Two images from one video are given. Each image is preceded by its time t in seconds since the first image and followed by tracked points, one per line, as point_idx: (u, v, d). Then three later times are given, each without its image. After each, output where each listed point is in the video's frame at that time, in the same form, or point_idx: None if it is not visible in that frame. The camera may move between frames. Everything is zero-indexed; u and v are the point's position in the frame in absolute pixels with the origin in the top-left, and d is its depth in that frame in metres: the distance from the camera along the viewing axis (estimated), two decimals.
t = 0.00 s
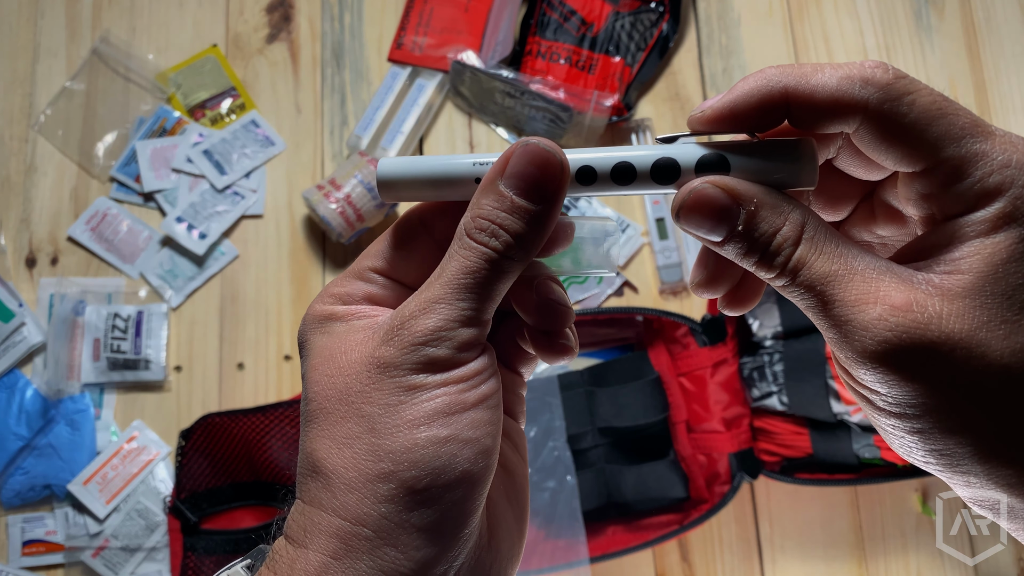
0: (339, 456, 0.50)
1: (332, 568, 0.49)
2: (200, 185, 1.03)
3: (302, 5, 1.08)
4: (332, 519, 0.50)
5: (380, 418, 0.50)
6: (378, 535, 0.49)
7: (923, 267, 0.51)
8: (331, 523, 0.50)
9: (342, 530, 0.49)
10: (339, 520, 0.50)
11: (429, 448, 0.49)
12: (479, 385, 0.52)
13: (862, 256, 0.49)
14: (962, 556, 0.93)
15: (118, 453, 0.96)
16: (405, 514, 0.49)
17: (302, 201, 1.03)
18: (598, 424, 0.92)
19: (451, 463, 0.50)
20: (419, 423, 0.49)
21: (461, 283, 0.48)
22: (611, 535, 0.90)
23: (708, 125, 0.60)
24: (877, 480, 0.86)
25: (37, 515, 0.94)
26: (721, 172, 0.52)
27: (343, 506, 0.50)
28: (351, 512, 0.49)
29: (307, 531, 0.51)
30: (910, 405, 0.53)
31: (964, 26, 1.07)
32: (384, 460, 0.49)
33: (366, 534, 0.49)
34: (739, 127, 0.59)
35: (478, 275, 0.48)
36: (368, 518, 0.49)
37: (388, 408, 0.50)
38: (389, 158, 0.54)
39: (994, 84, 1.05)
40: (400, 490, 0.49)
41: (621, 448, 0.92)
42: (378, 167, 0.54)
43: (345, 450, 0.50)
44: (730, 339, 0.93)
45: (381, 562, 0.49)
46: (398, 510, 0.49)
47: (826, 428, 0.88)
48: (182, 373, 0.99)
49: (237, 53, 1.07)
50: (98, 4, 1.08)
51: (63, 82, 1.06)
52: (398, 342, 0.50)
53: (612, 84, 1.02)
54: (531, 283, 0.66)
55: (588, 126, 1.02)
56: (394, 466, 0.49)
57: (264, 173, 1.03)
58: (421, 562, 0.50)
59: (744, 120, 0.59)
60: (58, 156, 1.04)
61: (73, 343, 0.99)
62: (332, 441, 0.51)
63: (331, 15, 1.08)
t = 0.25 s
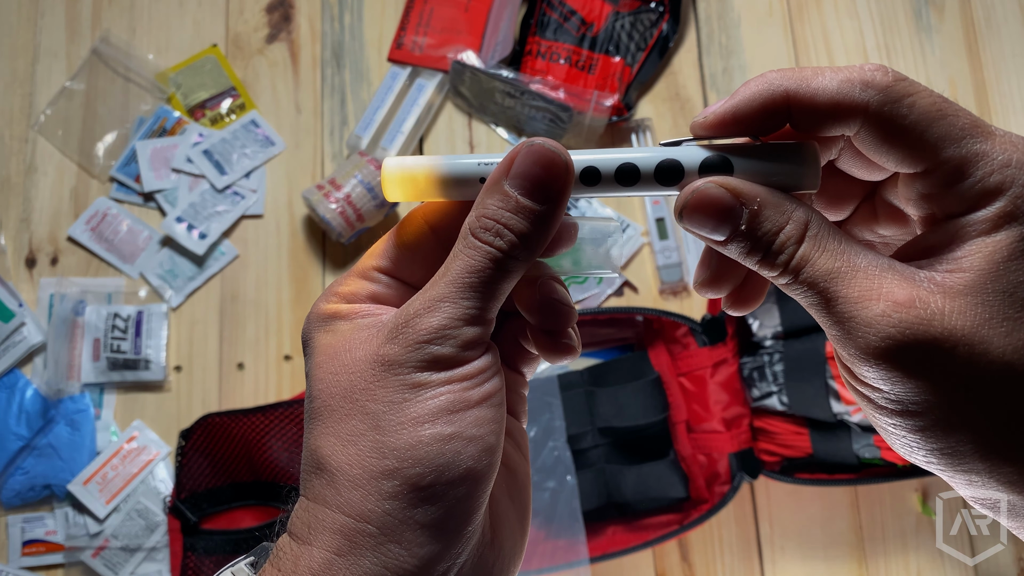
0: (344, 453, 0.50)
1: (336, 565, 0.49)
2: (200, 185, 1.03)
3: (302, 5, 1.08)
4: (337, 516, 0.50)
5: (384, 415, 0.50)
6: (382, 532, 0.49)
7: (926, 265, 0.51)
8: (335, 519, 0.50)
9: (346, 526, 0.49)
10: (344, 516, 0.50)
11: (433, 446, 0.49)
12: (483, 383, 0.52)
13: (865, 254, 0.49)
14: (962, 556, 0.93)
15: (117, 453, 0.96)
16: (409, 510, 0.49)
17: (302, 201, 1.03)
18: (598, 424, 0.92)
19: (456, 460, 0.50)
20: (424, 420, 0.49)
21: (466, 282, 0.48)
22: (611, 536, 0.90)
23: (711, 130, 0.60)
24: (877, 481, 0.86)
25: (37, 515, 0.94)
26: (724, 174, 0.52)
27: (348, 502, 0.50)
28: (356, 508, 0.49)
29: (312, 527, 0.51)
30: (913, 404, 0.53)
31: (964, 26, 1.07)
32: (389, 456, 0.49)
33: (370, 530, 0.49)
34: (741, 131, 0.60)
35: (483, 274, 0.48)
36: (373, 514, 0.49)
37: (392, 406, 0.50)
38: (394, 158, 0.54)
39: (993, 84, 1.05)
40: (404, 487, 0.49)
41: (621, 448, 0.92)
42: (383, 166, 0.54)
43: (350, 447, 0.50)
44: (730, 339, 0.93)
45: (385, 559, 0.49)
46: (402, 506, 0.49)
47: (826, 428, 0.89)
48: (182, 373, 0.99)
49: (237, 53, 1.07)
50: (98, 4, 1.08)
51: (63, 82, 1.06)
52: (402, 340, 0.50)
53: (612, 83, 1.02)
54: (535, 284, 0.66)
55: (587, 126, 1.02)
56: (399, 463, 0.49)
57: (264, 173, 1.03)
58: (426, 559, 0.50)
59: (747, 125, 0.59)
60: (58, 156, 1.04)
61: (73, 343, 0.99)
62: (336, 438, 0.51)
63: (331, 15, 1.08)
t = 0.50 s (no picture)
0: (346, 452, 0.50)
1: (339, 563, 0.49)
2: (200, 185, 1.03)
3: (302, 5, 1.08)
4: (339, 515, 0.50)
5: (387, 415, 0.50)
6: (384, 532, 0.49)
7: (927, 267, 0.51)
8: (337, 519, 0.50)
9: (348, 526, 0.49)
10: (346, 515, 0.49)
11: (435, 446, 0.49)
12: (485, 384, 0.52)
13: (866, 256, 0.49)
14: (962, 556, 0.93)
15: (117, 453, 0.96)
16: (411, 510, 0.49)
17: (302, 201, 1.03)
18: (598, 424, 0.92)
19: (457, 460, 0.49)
20: (425, 421, 0.49)
21: (468, 283, 0.48)
22: (611, 535, 0.90)
23: (714, 126, 0.60)
24: (877, 480, 0.86)
25: (37, 515, 0.94)
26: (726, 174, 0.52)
27: (349, 501, 0.50)
28: (357, 507, 0.49)
29: (314, 526, 0.51)
30: (915, 406, 0.53)
31: (964, 25, 1.07)
32: (390, 456, 0.49)
33: (372, 529, 0.49)
34: (744, 128, 0.60)
35: (486, 275, 0.48)
36: (374, 514, 0.49)
37: (395, 406, 0.50)
38: (399, 159, 0.53)
39: (994, 84, 1.05)
40: (406, 487, 0.49)
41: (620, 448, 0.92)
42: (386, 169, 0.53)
43: (352, 447, 0.50)
44: (730, 339, 0.93)
45: (388, 558, 0.49)
46: (404, 507, 0.49)
47: (826, 428, 0.89)
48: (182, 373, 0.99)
49: (237, 53, 1.07)
50: (98, 4, 1.08)
51: (63, 82, 1.06)
52: (405, 340, 0.50)
53: (612, 83, 1.02)
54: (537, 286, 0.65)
55: (588, 126, 1.02)
56: (401, 463, 0.49)
57: (264, 173, 1.03)
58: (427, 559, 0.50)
59: (750, 121, 0.59)
60: (58, 156, 1.04)
61: (73, 343, 0.99)
62: (339, 437, 0.51)
63: (331, 15, 1.08)
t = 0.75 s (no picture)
0: (345, 458, 0.51)
1: (336, 569, 0.49)
2: (200, 185, 1.03)
3: (302, 5, 1.08)
4: (337, 520, 0.50)
5: (385, 421, 0.50)
6: (382, 537, 0.49)
7: (928, 273, 0.50)
8: (337, 524, 0.50)
9: (346, 531, 0.49)
10: (344, 521, 0.50)
11: (434, 452, 0.49)
12: (485, 390, 0.51)
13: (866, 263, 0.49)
14: (962, 556, 0.93)
15: (117, 453, 0.96)
16: (410, 516, 0.49)
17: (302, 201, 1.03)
18: (598, 424, 0.92)
19: (456, 467, 0.49)
20: (424, 427, 0.49)
21: (468, 289, 0.48)
22: (611, 535, 0.90)
23: (714, 130, 0.61)
24: (877, 480, 0.86)
25: (37, 515, 0.94)
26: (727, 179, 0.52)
27: (348, 506, 0.50)
28: (356, 513, 0.49)
29: (313, 532, 0.51)
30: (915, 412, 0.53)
31: (964, 26, 1.07)
32: (389, 462, 0.49)
33: (370, 535, 0.49)
34: (745, 134, 0.61)
35: (485, 281, 0.48)
36: (373, 520, 0.49)
37: (394, 412, 0.50)
38: (399, 167, 0.53)
39: (994, 85, 1.05)
40: (404, 495, 0.49)
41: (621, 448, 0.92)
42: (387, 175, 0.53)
43: (351, 453, 0.50)
44: (730, 339, 0.93)
45: (385, 564, 0.49)
46: (403, 512, 0.49)
47: (826, 429, 0.88)
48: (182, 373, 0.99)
49: (237, 53, 1.07)
50: (98, 4, 1.08)
51: (63, 82, 1.06)
52: (405, 346, 0.50)
53: (612, 83, 1.02)
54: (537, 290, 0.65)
55: (588, 126, 1.02)
56: (400, 469, 0.49)
57: (264, 173, 1.03)
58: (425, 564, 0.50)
59: (751, 127, 0.60)
60: (58, 156, 1.04)
61: (73, 343, 0.99)
62: (338, 443, 0.51)
63: (331, 15, 1.08)
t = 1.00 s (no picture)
0: (346, 463, 0.51)
1: (336, 573, 0.49)
2: (200, 185, 1.03)
3: (302, 5, 1.08)
4: (338, 525, 0.50)
5: (387, 428, 0.50)
6: (381, 543, 0.49)
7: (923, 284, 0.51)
8: (337, 528, 0.50)
9: (346, 536, 0.49)
10: (344, 526, 0.50)
11: (434, 460, 0.49)
12: (485, 399, 0.51)
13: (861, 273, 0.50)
14: (961, 556, 0.93)
15: (118, 453, 0.96)
16: (408, 523, 0.49)
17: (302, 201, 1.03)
18: (598, 424, 0.92)
19: (455, 474, 0.50)
20: (424, 433, 0.49)
21: (471, 298, 0.48)
22: (611, 535, 0.90)
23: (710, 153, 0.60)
24: (877, 480, 0.86)
25: (37, 514, 0.94)
26: (727, 197, 0.52)
27: (349, 510, 0.50)
28: (356, 516, 0.49)
29: (313, 535, 0.51)
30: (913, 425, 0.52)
31: (964, 26, 1.07)
32: (389, 468, 0.49)
33: (369, 540, 0.49)
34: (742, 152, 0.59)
35: (489, 291, 0.48)
36: (372, 525, 0.49)
37: (395, 419, 0.50)
38: (404, 171, 0.54)
39: (994, 85, 1.05)
40: (403, 501, 0.49)
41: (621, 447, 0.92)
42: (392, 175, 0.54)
43: (352, 458, 0.50)
44: (730, 339, 0.93)
45: (384, 568, 0.49)
46: (402, 519, 0.49)
47: (827, 429, 0.88)
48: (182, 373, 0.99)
49: (237, 53, 1.07)
50: (98, 4, 1.08)
51: (63, 82, 1.06)
52: (407, 352, 0.50)
53: (612, 84, 1.02)
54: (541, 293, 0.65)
55: (588, 126, 1.03)
56: (399, 476, 0.49)
57: (264, 173, 1.03)
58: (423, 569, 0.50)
59: (748, 145, 0.58)
60: (59, 156, 1.04)
61: (73, 343, 0.99)
62: (339, 448, 0.51)
63: (331, 15, 1.08)
